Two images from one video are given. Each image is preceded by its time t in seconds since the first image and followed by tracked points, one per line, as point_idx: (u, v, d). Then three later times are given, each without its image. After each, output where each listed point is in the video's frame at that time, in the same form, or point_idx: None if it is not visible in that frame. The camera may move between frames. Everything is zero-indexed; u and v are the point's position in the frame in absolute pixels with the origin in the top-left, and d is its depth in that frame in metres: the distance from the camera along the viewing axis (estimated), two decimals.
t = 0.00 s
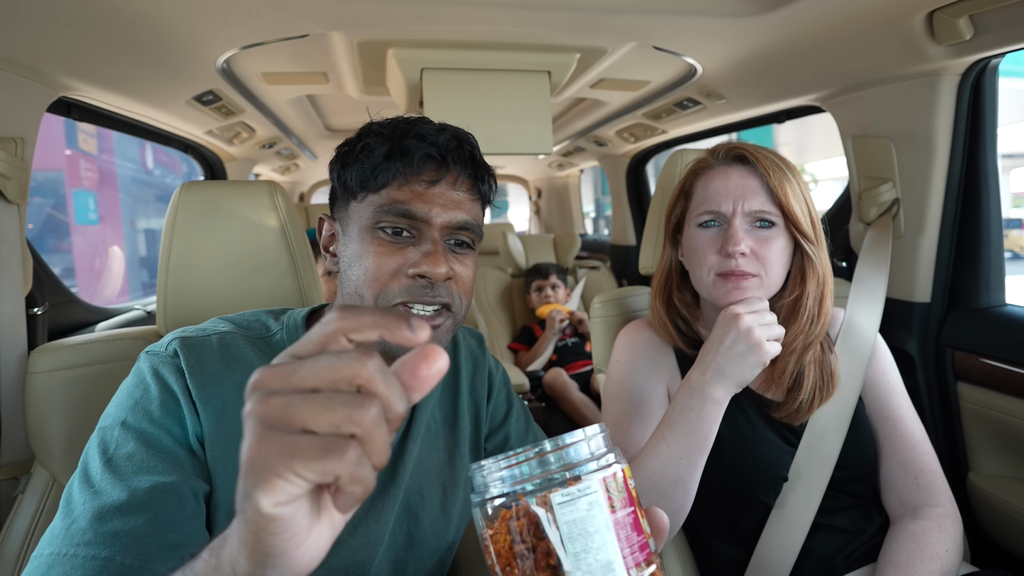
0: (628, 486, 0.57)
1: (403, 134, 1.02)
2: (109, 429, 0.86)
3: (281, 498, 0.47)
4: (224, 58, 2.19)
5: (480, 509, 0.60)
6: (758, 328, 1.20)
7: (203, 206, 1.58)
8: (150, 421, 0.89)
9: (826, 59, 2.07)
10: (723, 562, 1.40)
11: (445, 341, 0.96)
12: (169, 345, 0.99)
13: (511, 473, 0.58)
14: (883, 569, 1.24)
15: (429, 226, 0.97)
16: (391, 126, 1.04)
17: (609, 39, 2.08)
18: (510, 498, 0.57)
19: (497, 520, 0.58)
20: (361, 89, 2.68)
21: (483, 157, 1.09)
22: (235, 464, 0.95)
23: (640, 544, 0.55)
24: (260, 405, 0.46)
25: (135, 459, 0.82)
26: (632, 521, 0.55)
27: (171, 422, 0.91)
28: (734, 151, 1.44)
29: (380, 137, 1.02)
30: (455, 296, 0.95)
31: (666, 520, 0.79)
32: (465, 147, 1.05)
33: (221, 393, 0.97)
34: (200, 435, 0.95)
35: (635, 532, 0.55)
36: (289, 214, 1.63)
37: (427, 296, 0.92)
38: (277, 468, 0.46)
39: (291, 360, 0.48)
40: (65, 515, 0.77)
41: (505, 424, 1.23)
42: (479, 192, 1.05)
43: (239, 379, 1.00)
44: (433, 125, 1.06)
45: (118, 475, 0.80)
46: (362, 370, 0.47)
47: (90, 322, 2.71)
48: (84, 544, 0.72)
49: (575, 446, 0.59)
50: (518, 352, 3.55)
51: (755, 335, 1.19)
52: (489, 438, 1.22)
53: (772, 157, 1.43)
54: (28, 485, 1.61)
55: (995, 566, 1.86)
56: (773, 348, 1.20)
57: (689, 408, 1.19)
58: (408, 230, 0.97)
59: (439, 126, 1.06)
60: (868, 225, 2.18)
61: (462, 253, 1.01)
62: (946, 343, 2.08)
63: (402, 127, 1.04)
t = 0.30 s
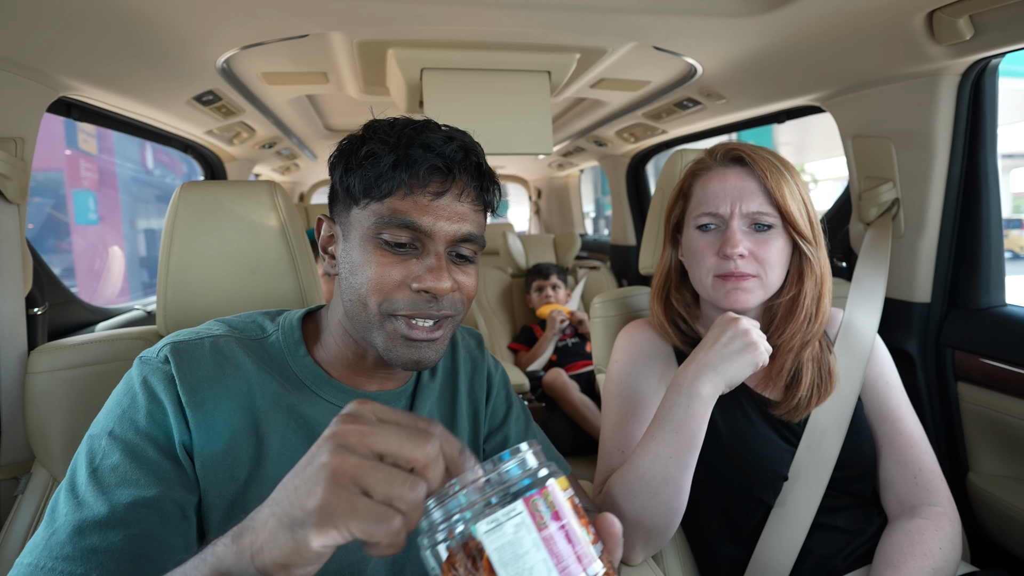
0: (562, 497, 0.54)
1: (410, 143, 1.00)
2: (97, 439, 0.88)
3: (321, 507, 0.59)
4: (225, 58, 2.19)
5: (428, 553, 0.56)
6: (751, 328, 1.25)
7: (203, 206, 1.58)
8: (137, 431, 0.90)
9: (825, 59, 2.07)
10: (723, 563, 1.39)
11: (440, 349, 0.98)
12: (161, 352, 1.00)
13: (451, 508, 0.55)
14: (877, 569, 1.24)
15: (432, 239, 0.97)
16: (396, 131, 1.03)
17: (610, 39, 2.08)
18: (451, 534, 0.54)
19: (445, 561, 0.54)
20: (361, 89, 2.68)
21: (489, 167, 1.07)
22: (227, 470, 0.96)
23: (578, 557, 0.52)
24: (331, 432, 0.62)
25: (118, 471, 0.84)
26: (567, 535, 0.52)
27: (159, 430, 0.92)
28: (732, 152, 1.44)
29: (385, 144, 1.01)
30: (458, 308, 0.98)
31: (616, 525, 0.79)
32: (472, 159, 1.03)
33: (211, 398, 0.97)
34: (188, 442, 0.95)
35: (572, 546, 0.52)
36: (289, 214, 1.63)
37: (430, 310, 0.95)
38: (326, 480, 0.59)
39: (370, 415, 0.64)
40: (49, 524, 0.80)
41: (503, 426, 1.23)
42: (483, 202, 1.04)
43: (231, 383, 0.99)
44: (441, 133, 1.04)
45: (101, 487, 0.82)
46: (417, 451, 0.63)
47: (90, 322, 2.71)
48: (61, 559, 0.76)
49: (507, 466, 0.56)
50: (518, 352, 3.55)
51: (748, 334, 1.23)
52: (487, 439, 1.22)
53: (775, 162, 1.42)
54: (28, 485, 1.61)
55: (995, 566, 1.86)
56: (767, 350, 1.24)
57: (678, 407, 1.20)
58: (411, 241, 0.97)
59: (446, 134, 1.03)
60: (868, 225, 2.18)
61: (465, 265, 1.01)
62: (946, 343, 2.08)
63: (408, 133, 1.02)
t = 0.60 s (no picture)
0: (533, 535, 0.54)
1: (400, 145, 1.00)
2: (93, 431, 0.88)
3: (300, 509, 0.57)
4: (225, 58, 2.19)
5: None
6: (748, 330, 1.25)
7: (203, 206, 1.58)
8: (133, 425, 0.90)
9: (826, 58, 2.06)
10: (724, 563, 1.39)
11: (432, 353, 0.98)
12: (160, 348, 1.00)
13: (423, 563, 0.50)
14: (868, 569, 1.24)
15: (422, 242, 0.97)
16: (387, 134, 1.02)
17: (609, 39, 2.08)
18: None
19: None
20: (361, 89, 2.69)
21: (483, 168, 1.06)
22: (220, 468, 0.95)
23: None
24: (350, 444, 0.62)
25: (112, 464, 0.84)
26: None
27: (155, 426, 0.92)
28: (732, 152, 1.44)
29: (376, 146, 1.01)
30: (448, 313, 0.98)
31: (589, 549, 0.75)
32: (464, 160, 1.02)
33: (209, 394, 0.97)
34: (182, 438, 0.95)
35: None
36: (288, 214, 1.63)
37: (418, 314, 0.96)
38: (317, 484, 0.59)
39: (393, 449, 0.63)
40: (39, 512, 0.80)
41: (501, 426, 1.23)
42: (476, 204, 1.03)
43: (228, 380, 1.00)
44: (433, 134, 1.03)
45: (95, 480, 0.83)
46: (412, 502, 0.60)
47: (91, 322, 2.71)
48: (51, 549, 0.75)
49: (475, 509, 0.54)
50: (518, 352, 3.55)
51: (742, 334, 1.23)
52: (486, 439, 1.23)
53: (774, 163, 1.42)
54: (28, 485, 1.61)
55: (995, 565, 1.86)
56: (762, 351, 1.23)
57: (672, 408, 1.20)
58: (401, 245, 0.97)
59: (439, 136, 1.03)
60: (868, 225, 2.18)
61: (455, 268, 1.01)
62: (946, 343, 2.08)
63: (399, 135, 1.02)
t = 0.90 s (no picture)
0: (521, 527, 0.53)
1: (402, 147, 1.00)
2: (93, 425, 0.88)
3: (306, 492, 0.57)
4: (225, 58, 2.19)
5: None
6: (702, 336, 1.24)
7: (203, 206, 1.58)
8: (134, 419, 0.90)
9: (826, 58, 2.07)
10: (724, 563, 1.39)
11: (432, 354, 0.99)
12: (162, 344, 1.00)
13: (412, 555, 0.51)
14: (869, 568, 1.24)
15: (422, 245, 0.97)
16: (389, 134, 1.02)
17: (610, 39, 2.08)
18: None
19: None
20: (361, 89, 2.68)
21: (484, 170, 1.06)
22: (219, 466, 0.95)
23: None
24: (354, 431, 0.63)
25: (112, 457, 0.84)
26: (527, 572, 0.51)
27: (156, 421, 0.92)
28: (745, 154, 1.43)
29: (377, 147, 1.01)
30: (447, 317, 0.98)
31: (579, 543, 0.76)
32: (465, 162, 1.02)
33: (211, 391, 0.97)
34: (183, 434, 0.95)
35: None
36: (289, 214, 1.63)
37: (416, 317, 0.96)
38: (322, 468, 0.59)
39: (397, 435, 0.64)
40: (37, 503, 0.80)
41: (501, 427, 1.23)
42: (477, 207, 1.03)
43: (230, 378, 1.00)
44: (435, 136, 1.03)
45: (94, 472, 0.83)
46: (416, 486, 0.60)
47: (90, 322, 2.71)
48: (48, 540, 0.75)
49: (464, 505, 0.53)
50: (518, 352, 3.55)
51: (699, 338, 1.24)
52: (486, 439, 1.23)
53: (784, 164, 1.41)
54: (28, 484, 1.61)
55: (995, 566, 1.86)
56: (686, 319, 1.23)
57: (673, 409, 1.21)
58: (400, 246, 0.97)
59: (441, 137, 1.03)
60: (868, 225, 2.18)
61: (455, 271, 1.01)
62: (946, 343, 2.08)
63: (401, 136, 1.02)
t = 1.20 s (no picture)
0: (511, 533, 0.53)
1: (411, 143, 1.01)
2: (92, 429, 0.88)
3: (272, 547, 0.53)
4: (225, 58, 2.19)
5: None
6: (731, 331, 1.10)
7: (203, 206, 1.58)
8: (132, 423, 0.90)
9: (825, 58, 2.07)
10: (724, 563, 1.39)
11: (427, 357, 0.97)
12: (163, 346, 1.00)
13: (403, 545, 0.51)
14: (869, 568, 1.24)
15: (428, 239, 0.97)
16: (399, 132, 1.03)
17: (610, 39, 2.08)
18: None
19: None
20: (361, 89, 2.69)
21: (492, 170, 1.07)
22: (219, 467, 0.95)
23: None
24: (297, 457, 0.55)
25: (110, 462, 0.85)
26: None
27: (154, 424, 0.92)
28: (741, 149, 1.45)
29: (387, 143, 1.02)
30: (448, 316, 0.97)
31: (572, 552, 0.75)
32: (473, 160, 1.03)
33: (210, 393, 0.97)
34: (183, 437, 0.95)
35: None
36: (289, 214, 1.63)
37: (419, 313, 0.94)
38: (279, 513, 0.53)
39: (338, 439, 0.55)
40: (36, 508, 0.80)
41: (503, 428, 1.23)
42: (484, 206, 1.04)
43: (230, 380, 1.00)
44: (444, 134, 1.04)
45: (91, 476, 0.83)
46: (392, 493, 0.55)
47: (91, 321, 2.72)
48: (43, 546, 0.75)
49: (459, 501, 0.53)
50: (518, 352, 3.55)
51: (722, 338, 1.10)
52: (487, 440, 1.22)
53: (781, 159, 1.43)
54: (28, 484, 1.61)
55: (995, 565, 1.86)
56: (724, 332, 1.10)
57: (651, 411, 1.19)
58: (406, 241, 0.97)
59: (449, 135, 1.04)
60: (868, 224, 2.17)
61: (459, 269, 1.00)
62: (946, 343, 2.08)
63: (411, 133, 1.03)
